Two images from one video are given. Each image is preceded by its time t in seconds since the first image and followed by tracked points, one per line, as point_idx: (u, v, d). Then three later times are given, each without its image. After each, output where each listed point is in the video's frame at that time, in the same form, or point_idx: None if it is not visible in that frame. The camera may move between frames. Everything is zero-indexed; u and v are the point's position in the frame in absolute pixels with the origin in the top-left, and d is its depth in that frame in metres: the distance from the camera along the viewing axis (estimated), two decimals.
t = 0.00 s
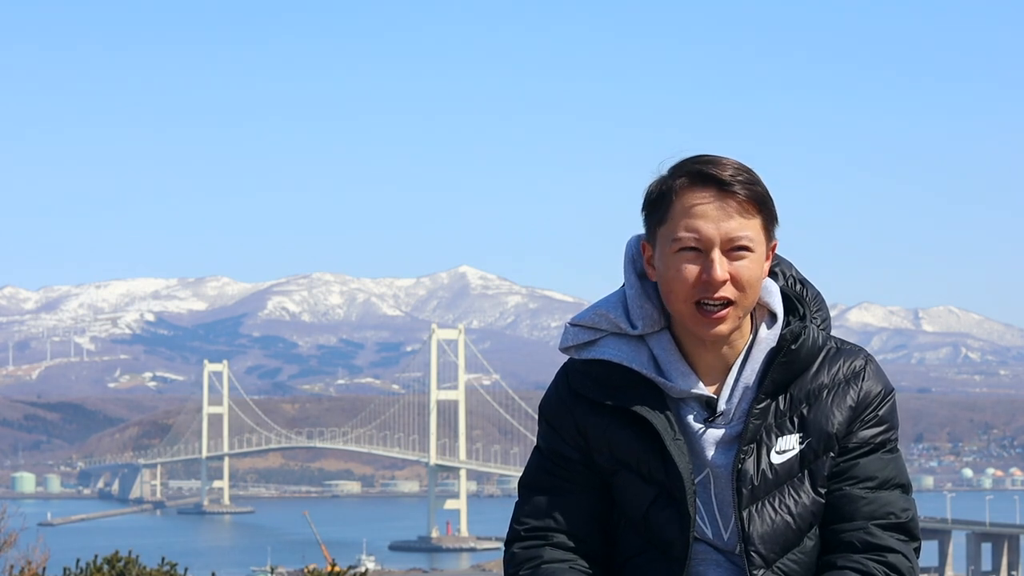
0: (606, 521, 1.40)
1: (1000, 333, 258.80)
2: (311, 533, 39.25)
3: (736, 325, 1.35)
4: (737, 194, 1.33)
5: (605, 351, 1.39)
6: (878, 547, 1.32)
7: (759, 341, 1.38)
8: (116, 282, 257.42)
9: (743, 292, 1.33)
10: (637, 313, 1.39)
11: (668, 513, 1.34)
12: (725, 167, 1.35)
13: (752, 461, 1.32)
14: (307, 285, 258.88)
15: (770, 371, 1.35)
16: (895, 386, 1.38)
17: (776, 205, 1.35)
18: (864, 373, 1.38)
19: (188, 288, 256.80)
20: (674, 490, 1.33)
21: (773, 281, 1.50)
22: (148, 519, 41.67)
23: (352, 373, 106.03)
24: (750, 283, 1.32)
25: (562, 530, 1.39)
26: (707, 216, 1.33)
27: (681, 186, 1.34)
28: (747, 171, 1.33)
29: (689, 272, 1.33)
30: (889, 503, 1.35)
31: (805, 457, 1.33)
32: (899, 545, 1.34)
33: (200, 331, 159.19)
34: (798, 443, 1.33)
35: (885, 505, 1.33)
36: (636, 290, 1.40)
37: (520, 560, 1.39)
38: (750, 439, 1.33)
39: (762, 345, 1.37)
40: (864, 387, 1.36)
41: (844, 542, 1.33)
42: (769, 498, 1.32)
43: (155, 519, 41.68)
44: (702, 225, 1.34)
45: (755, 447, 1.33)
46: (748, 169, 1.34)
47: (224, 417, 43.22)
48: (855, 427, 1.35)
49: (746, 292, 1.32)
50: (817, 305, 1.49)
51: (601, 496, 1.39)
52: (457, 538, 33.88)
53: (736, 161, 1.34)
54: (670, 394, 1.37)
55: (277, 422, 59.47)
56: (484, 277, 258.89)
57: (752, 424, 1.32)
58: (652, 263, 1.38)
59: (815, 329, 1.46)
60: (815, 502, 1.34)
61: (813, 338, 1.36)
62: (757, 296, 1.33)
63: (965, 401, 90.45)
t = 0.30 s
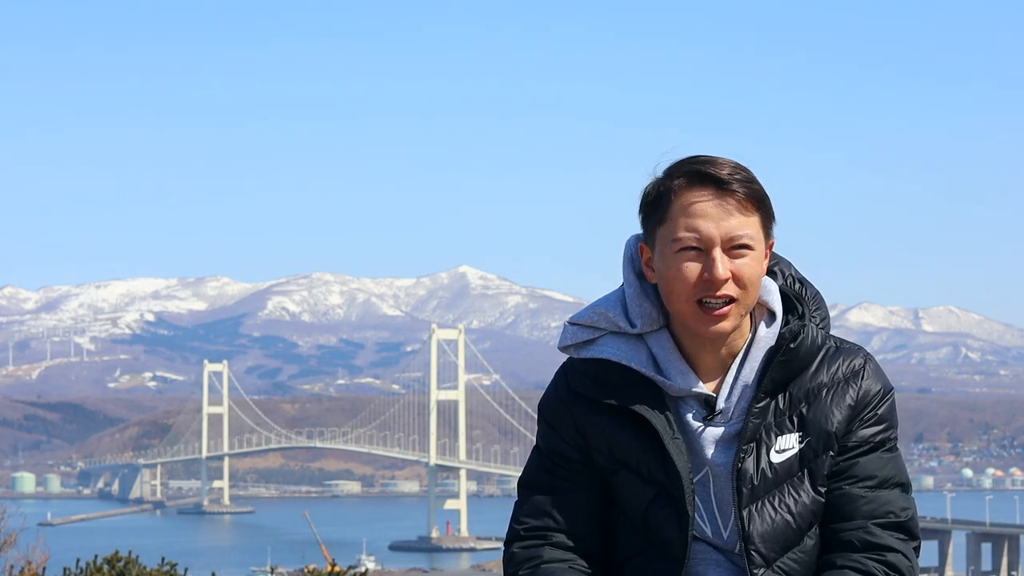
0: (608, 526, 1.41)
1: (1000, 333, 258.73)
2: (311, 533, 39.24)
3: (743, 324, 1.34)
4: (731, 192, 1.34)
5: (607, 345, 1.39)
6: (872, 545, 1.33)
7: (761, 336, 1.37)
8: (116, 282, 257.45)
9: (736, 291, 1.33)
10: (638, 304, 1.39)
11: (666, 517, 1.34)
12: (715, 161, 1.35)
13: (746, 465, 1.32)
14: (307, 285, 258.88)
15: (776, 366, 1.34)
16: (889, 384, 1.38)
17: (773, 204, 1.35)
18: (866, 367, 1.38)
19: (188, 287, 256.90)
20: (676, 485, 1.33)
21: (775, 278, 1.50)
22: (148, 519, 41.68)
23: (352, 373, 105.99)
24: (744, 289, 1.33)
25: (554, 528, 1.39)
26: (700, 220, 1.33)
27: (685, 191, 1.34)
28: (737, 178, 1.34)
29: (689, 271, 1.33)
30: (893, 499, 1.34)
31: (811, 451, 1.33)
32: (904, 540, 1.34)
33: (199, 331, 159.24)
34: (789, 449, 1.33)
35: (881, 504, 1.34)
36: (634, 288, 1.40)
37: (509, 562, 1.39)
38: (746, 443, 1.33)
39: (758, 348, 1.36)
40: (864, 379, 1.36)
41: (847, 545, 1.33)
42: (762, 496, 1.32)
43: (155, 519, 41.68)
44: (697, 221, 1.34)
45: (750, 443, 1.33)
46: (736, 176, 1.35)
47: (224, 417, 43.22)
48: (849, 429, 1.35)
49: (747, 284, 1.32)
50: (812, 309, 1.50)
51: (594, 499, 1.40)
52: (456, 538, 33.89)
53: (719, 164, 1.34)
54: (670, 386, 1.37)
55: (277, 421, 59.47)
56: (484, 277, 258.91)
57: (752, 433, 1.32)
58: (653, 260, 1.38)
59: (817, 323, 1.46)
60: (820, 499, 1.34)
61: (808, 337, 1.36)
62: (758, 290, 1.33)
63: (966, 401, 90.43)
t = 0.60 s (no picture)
0: (608, 527, 1.41)
1: (1000, 332, 258.84)
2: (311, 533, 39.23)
3: (738, 325, 1.35)
4: (733, 196, 1.34)
5: (605, 346, 1.39)
6: (868, 550, 1.33)
7: (757, 338, 1.37)
8: (116, 282, 257.42)
9: (729, 290, 1.33)
10: (635, 308, 1.39)
11: (660, 517, 1.35)
12: (713, 164, 1.35)
13: (744, 474, 1.32)
14: (307, 285, 258.80)
15: (773, 364, 1.35)
16: (889, 385, 1.38)
17: (775, 208, 1.35)
18: (863, 371, 1.38)
19: (188, 288, 256.89)
20: (675, 484, 1.33)
21: (772, 277, 1.50)
22: (148, 519, 41.69)
23: (352, 374, 105.97)
24: (742, 296, 1.33)
25: (547, 528, 1.40)
26: (707, 226, 1.33)
27: (678, 196, 1.35)
28: (739, 182, 1.34)
29: (682, 278, 1.34)
30: (890, 502, 1.35)
31: (808, 450, 1.34)
32: (899, 542, 1.34)
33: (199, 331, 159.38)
34: (785, 445, 1.33)
35: (883, 500, 1.34)
36: (638, 289, 1.40)
37: (513, 561, 1.39)
38: (746, 441, 1.33)
39: (757, 345, 1.36)
40: (857, 381, 1.37)
41: (842, 545, 1.34)
42: (761, 497, 1.33)
43: (155, 519, 41.67)
44: (695, 211, 1.34)
45: (748, 447, 1.33)
46: (736, 172, 1.35)
47: (224, 417, 43.21)
48: (848, 426, 1.35)
49: (744, 287, 1.32)
50: (812, 309, 1.50)
51: (592, 511, 1.40)
52: (456, 538, 33.90)
53: (722, 161, 1.34)
54: (664, 382, 1.37)
55: (277, 421, 59.47)
56: (484, 277, 258.94)
57: (745, 438, 1.33)
58: (649, 265, 1.39)
59: (812, 327, 1.46)
60: (815, 500, 1.34)
61: (809, 339, 1.36)
62: (756, 296, 1.34)
63: (966, 401, 90.45)
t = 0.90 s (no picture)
0: (610, 528, 1.41)
1: (1000, 333, 258.85)
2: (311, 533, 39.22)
3: (736, 327, 1.35)
4: (737, 191, 1.35)
5: (604, 343, 1.40)
6: (876, 542, 1.33)
7: (752, 338, 1.38)
8: (116, 282, 257.36)
9: (732, 292, 1.33)
10: (637, 305, 1.40)
11: (660, 520, 1.35)
12: (711, 168, 1.35)
13: (735, 479, 1.33)
14: (307, 285, 258.75)
15: (766, 368, 1.36)
16: (885, 382, 1.39)
17: (770, 211, 1.36)
18: (866, 366, 1.38)
19: (188, 288, 256.88)
20: (671, 483, 1.34)
21: (771, 276, 1.50)
22: (148, 519, 41.71)
23: (352, 374, 105.94)
24: (741, 295, 1.33)
25: (546, 527, 1.40)
26: (712, 228, 1.34)
27: (681, 206, 1.35)
28: (740, 188, 1.34)
29: (677, 283, 1.35)
30: (889, 499, 1.35)
31: (807, 452, 1.34)
32: (902, 537, 1.34)
33: (198, 331, 159.42)
34: (789, 441, 1.33)
35: (880, 502, 1.35)
36: (638, 289, 1.40)
37: (517, 561, 1.39)
38: (744, 442, 1.34)
39: (762, 341, 1.37)
40: (860, 380, 1.37)
41: (844, 544, 1.33)
42: (758, 496, 1.33)
43: (155, 519, 41.66)
44: (696, 224, 1.35)
45: (744, 449, 1.33)
46: (740, 177, 1.36)
47: (224, 417, 43.18)
48: (844, 424, 1.36)
49: (748, 280, 1.33)
50: (813, 304, 1.50)
51: (592, 520, 1.40)
52: (457, 538, 33.92)
53: (718, 160, 1.35)
54: (664, 383, 1.37)
55: (277, 421, 59.48)
56: (483, 277, 258.98)
57: (737, 447, 1.33)
58: (650, 263, 1.39)
59: (814, 319, 1.47)
60: (818, 501, 1.34)
61: (809, 335, 1.36)
62: (756, 298, 1.35)
63: (966, 401, 90.47)
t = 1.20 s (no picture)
0: (613, 524, 1.41)
1: (1000, 333, 258.76)
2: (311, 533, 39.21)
3: (731, 328, 1.35)
4: (742, 210, 1.33)
5: (608, 345, 1.39)
6: (874, 550, 1.33)
7: (759, 335, 1.38)
8: (117, 282, 257.37)
9: (731, 295, 1.33)
10: (635, 312, 1.40)
11: (667, 515, 1.35)
12: (721, 163, 1.35)
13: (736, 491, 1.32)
14: (307, 285, 258.77)
15: (769, 370, 1.36)
16: (884, 384, 1.40)
17: (774, 222, 1.36)
18: (868, 365, 1.38)
19: (188, 288, 256.94)
20: (677, 485, 1.34)
21: (775, 277, 1.51)
22: (149, 519, 41.71)
23: (352, 374, 105.94)
24: (731, 296, 1.33)
25: (553, 527, 1.40)
26: (706, 245, 1.34)
27: (685, 233, 1.34)
28: (736, 210, 1.33)
29: (676, 286, 1.34)
30: (896, 504, 1.35)
31: (804, 453, 1.34)
32: (903, 535, 1.34)
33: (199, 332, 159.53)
34: (790, 443, 1.33)
35: (886, 503, 1.34)
36: (636, 292, 1.40)
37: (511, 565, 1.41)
38: (751, 434, 1.33)
39: (760, 343, 1.37)
40: (860, 386, 1.37)
41: (838, 542, 1.34)
42: (758, 497, 1.33)
43: (154, 519, 41.66)
44: (696, 225, 1.35)
45: (754, 440, 1.33)
46: (752, 172, 1.35)
47: (224, 417, 43.17)
48: (852, 427, 1.36)
49: (740, 272, 1.33)
50: (816, 306, 1.50)
51: (598, 522, 1.40)
52: (457, 538, 33.91)
53: (725, 169, 1.33)
54: (671, 393, 1.37)
55: (277, 421, 59.51)
56: (484, 277, 258.96)
57: (735, 472, 1.33)
58: (650, 258, 1.39)
59: (816, 322, 1.47)
60: (817, 497, 1.34)
61: (809, 340, 1.36)
62: (752, 303, 1.34)
63: (966, 400, 90.40)
